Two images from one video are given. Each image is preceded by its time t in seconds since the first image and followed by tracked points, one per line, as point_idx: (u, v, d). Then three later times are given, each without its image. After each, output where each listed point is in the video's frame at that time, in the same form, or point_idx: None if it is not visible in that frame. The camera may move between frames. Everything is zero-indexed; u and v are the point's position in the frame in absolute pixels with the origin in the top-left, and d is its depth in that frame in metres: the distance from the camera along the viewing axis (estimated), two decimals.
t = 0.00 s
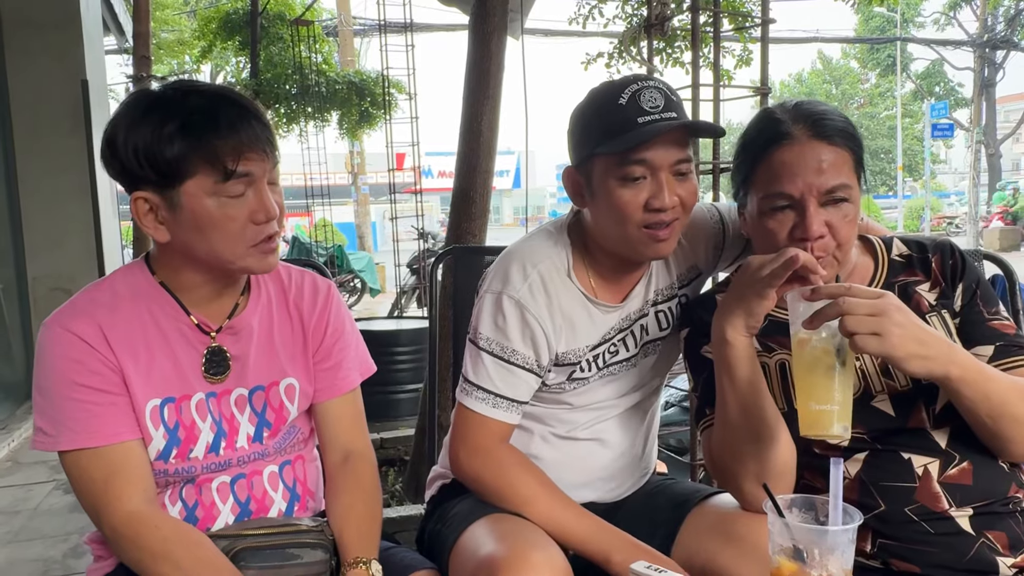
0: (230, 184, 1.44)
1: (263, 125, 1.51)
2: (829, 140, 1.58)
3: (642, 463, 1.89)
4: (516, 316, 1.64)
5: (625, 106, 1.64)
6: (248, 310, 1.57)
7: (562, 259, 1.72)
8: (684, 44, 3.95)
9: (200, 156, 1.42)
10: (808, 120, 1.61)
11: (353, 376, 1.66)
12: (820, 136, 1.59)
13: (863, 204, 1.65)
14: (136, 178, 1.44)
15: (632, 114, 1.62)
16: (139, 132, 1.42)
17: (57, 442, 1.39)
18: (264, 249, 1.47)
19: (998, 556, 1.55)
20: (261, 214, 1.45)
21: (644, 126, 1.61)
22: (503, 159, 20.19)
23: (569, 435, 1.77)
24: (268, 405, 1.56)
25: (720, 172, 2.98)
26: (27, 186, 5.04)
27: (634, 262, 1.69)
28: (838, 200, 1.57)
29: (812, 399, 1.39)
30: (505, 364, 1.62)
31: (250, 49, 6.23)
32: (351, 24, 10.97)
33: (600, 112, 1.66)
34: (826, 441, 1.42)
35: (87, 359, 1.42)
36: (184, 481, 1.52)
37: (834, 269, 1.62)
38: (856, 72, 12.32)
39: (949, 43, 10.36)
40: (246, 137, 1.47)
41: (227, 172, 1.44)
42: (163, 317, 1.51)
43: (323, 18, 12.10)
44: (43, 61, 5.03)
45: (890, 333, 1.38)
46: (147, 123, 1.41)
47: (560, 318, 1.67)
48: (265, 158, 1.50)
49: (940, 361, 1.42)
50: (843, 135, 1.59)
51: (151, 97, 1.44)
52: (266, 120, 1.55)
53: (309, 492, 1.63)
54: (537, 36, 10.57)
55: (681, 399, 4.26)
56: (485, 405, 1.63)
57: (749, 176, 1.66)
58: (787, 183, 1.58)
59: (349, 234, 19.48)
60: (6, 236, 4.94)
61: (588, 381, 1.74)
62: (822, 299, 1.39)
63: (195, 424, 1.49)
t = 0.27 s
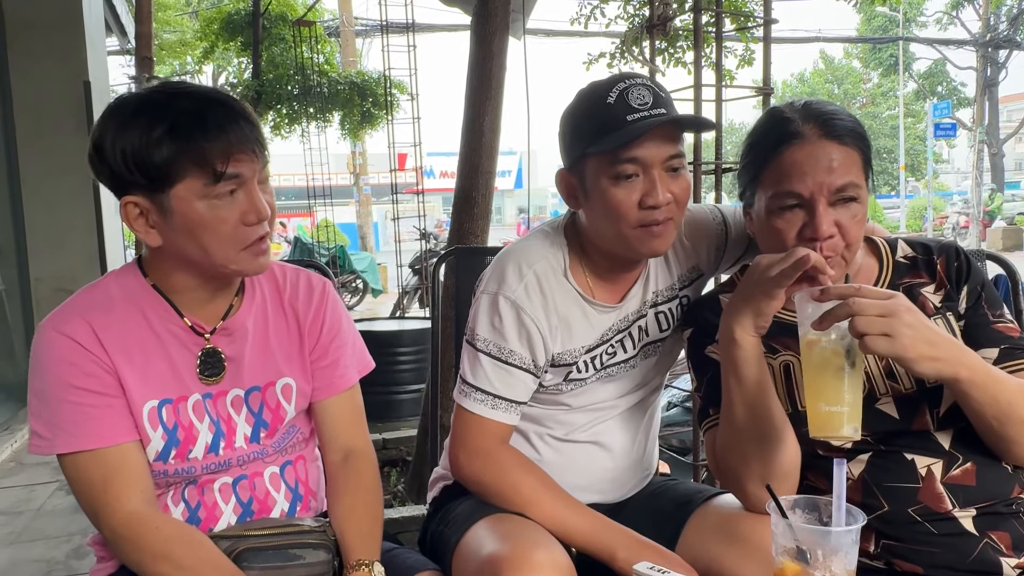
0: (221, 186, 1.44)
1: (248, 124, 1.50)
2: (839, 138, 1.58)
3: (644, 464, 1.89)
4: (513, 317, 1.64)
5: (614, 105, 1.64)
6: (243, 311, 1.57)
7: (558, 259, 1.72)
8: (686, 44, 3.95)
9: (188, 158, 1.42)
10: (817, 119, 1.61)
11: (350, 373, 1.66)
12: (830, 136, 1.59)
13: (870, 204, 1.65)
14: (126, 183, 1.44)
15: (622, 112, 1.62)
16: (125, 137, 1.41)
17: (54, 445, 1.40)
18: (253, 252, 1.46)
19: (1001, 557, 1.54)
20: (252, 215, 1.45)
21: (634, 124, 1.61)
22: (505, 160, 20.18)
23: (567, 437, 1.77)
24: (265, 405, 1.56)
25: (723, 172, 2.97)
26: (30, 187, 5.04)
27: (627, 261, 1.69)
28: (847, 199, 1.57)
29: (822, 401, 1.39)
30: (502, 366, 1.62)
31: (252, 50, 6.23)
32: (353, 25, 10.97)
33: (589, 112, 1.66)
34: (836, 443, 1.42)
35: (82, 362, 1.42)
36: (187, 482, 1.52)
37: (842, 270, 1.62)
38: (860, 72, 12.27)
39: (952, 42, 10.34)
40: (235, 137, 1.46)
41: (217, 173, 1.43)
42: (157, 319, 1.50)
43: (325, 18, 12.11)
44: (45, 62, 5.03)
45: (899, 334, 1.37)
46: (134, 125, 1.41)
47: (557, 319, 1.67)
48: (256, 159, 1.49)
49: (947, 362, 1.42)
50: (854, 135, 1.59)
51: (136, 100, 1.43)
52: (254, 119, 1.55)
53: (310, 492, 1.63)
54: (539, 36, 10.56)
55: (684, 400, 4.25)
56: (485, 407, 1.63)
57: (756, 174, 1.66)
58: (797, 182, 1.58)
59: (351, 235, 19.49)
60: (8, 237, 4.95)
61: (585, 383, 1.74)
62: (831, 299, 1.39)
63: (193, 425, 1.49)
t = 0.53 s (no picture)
0: (192, 197, 1.41)
1: (218, 130, 1.47)
2: (834, 137, 1.58)
3: (648, 465, 1.88)
4: (516, 316, 1.64)
5: (618, 102, 1.64)
6: (226, 316, 1.56)
7: (563, 258, 1.72)
8: (686, 45, 3.95)
9: (155, 169, 1.39)
10: (811, 118, 1.62)
11: (341, 373, 1.65)
12: (825, 135, 1.59)
13: (869, 204, 1.64)
14: (95, 196, 1.41)
15: (625, 109, 1.62)
16: (92, 149, 1.38)
17: (40, 461, 1.39)
18: (229, 261, 1.43)
19: (1003, 558, 1.53)
20: (226, 224, 1.43)
21: (635, 122, 1.60)
22: (506, 160, 20.18)
23: (569, 440, 1.76)
24: (252, 410, 1.56)
25: (724, 173, 2.97)
26: (32, 189, 5.06)
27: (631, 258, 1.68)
28: (845, 198, 1.57)
29: (827, 408, 1.39)
30: (506, 366, 1.62)
31: (253, 52, 6.23)
32: (355, 26, 10.98)
33: (595, 107, 1.66)
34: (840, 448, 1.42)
35: (63, 375, 1.42)
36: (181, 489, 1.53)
37: (843, 271, 1.61)
38: (861, 72, 12.25)
39: (953, 42, 10.33)
40: (204, 145, 1.43)
41: (186, 184, 1.40)
42: (138, 330, 1.49)
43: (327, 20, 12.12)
44: (46, 64, 5.02)
45: (900, 339, 1.38)
46: (98, 138, 1.38)
47: (561, 319, 1.67)
48: (227, 166, 1.46)
49: (947, 364, 1.42)
50: (848, 134, 1.60)
51: (102, 110, 1.40)
52: (224, 123, 1.51)
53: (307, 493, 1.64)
54: (540, 36, 10.57)
55: (685, 401, 4.25)
56: (487, 408, 1.62)
57: (754, 178, 1.65)
58: (795, 181, 1.58)
59: (352, 236, 19.49)
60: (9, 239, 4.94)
61: (588, 384, 1.73)
62: (832, 305, 1.38)
63: (181, 433, 1.49)
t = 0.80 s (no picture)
0: (167, 207, 1.38)
1: (190, 136, 1.43)
2: (835, 138, 1.58)
3: (648, 464, 1.88)
4: (519, 314, 1.64)
5: (600, 98, 1.66)
6: (208, 323, 1.54)
7: (566, 256, 1.72)
8: (687, 45, 3.95)
9: (125, 181, 1.36)
10: (811, 119, 1.62)
11: (331, 371, 1.63)
12: (826, 135, 1.59)
13: (870, 204, 1.64)
14: (66, 207, 1.38)
15: (601, 105, 1.65)
16: (61, 158, 1.35)
17: (32, 473, 1.41)
18: (207, 268, 1.43)
19: (1005, 559, 1.52)
20: (203, 233, 1.41)
21: (604, 119, 1.64)
22: (507, 161, 20.17)
23: (572, 439, 1.76)
24: (241, 415, 1.55)
25: (726, 173, 2.97)
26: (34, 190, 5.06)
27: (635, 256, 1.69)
28: (846, 198, 1.56)
29: (830, 406, 1.38)
30: (508, 364, 1.62)
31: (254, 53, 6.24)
32: (356, 27, 10.99)
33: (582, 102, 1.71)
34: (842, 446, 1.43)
35: (47, 388, 1.42)
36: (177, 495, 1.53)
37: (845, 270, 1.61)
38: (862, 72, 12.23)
39: (954, 43, 10.32)
40: (176, 153, 1.39)
41: (159, 195, 1.37)
42: (120, 338, 1.48)
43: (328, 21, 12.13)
44: (47, 66, 5.03)
45: (900, 335, 1.37)
46: (66, 148, 1.34)
47: (564, 317, 1.68)
48: (201, 173, 1.43)
49: (947, 363, 1.42)
50: (850, 135, 1.60)
51: (71, 116, 1.36)
52: (199, 128, 1.47)
53: (304, 492, 1.65)
54: (541, 38, 10.58)
55: (687, 401, 4.25)
56: (487, 404, 1.62)
57: (755, 179, 1.65)
58: (795, 182, 1.58)
59: (353, 237, 19.50)
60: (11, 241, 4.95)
61: (592, 383, 1.74)
62: (833, 303, 1.37)
63: (169, 440, 1.49)
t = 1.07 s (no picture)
0: (151, 212, 1.38)
1: (173, 140, 1.43)
2: (828, 137, 1.59)
3: (650, 465, 1.89)
4: (520, 316, 1.64)
5: (612, 96, 1.67)
6: (197, 326, 1.54)
7: (570, 258, 1.73)
8: (686, 46, 3.95)
9: (108, 187, 1.35)
10: (805, 119, 1.62)
11: (327, 370, 1.64)
12: (819, 134, 1.59)
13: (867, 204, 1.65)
14: (51, 213, 1.38)
15: (615, 103, 1.65)
16: (43, 163, 1.34)
17: (26, 479, 1.42)
18: (194, 271, 1.43)
19: (1006, 559, 1.52)
20: (188, 237, 1.41)
21: (620, 117, 1.64)
22: (508, 162, 20.17)
23: (574, 440, 1.76)
24: (234, 416, 1.56)
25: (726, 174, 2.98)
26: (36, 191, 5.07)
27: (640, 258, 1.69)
28: (841, 197, 1.57)
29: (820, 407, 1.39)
30: (506, 365, 1.62)
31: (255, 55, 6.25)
32: (357, 28, 11.01)
33: (593, 100, 1.71)
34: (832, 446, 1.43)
35: (38, 393, 1.42)
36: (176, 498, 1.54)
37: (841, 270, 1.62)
38: (862, 72, 12.24)
39: (954, 43, 10.33)
40: (159, 158, 1.40)
41: (142, 201, 1.37)
42: (109, 342, 1.49)
43: (328, 22, 12.13)
44: (49, 67, 5.04)
45: (890, 339, 1.38)
46: (47, 154, 1.34)
47: (567, 319, 1.68)
48: (185, 177, 1.43)
49: (943, 363, 1.42)
50: (844, 134, 1.60)
51: (52, 122, 1.36)
52: (182, 132, 1.47)
53: (303, 492, 1.66)
54: (541, 39, 10.59)
55: (687, 402, 4.25)
56: (482, 405, 1.63)
57: (749, 179, 1.66)
58: (790, 180, 1.58)
59: (354, 238, 19.51)
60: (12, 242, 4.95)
61: (595, 384, 1.74)
62: (825, 305, 1.38)
63: (163, 443, 1.49)
